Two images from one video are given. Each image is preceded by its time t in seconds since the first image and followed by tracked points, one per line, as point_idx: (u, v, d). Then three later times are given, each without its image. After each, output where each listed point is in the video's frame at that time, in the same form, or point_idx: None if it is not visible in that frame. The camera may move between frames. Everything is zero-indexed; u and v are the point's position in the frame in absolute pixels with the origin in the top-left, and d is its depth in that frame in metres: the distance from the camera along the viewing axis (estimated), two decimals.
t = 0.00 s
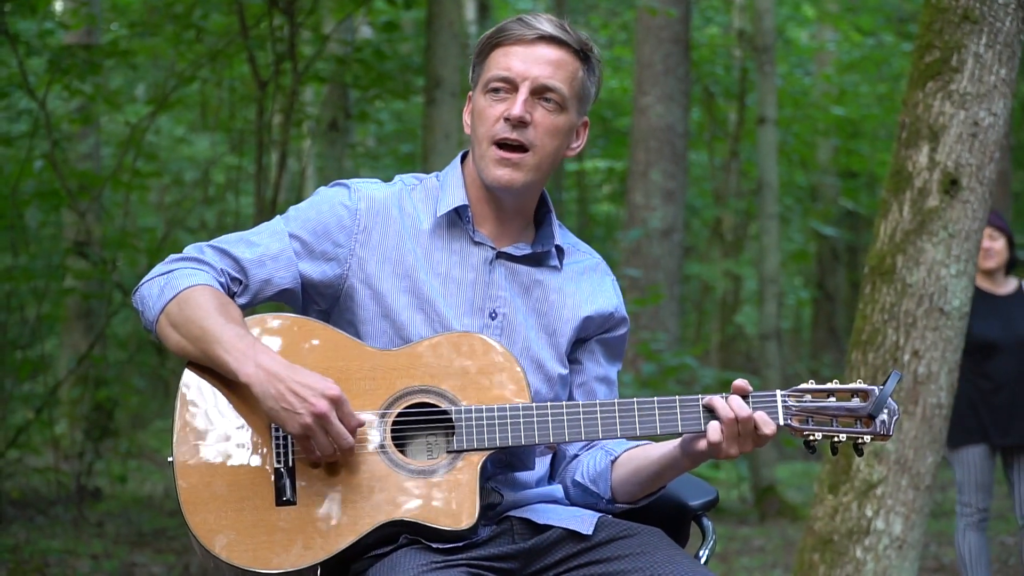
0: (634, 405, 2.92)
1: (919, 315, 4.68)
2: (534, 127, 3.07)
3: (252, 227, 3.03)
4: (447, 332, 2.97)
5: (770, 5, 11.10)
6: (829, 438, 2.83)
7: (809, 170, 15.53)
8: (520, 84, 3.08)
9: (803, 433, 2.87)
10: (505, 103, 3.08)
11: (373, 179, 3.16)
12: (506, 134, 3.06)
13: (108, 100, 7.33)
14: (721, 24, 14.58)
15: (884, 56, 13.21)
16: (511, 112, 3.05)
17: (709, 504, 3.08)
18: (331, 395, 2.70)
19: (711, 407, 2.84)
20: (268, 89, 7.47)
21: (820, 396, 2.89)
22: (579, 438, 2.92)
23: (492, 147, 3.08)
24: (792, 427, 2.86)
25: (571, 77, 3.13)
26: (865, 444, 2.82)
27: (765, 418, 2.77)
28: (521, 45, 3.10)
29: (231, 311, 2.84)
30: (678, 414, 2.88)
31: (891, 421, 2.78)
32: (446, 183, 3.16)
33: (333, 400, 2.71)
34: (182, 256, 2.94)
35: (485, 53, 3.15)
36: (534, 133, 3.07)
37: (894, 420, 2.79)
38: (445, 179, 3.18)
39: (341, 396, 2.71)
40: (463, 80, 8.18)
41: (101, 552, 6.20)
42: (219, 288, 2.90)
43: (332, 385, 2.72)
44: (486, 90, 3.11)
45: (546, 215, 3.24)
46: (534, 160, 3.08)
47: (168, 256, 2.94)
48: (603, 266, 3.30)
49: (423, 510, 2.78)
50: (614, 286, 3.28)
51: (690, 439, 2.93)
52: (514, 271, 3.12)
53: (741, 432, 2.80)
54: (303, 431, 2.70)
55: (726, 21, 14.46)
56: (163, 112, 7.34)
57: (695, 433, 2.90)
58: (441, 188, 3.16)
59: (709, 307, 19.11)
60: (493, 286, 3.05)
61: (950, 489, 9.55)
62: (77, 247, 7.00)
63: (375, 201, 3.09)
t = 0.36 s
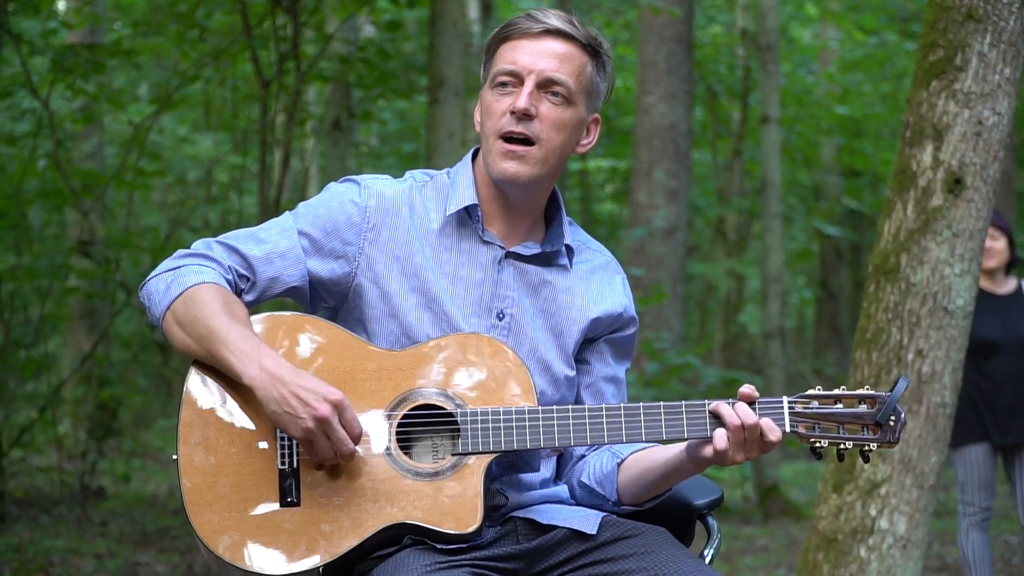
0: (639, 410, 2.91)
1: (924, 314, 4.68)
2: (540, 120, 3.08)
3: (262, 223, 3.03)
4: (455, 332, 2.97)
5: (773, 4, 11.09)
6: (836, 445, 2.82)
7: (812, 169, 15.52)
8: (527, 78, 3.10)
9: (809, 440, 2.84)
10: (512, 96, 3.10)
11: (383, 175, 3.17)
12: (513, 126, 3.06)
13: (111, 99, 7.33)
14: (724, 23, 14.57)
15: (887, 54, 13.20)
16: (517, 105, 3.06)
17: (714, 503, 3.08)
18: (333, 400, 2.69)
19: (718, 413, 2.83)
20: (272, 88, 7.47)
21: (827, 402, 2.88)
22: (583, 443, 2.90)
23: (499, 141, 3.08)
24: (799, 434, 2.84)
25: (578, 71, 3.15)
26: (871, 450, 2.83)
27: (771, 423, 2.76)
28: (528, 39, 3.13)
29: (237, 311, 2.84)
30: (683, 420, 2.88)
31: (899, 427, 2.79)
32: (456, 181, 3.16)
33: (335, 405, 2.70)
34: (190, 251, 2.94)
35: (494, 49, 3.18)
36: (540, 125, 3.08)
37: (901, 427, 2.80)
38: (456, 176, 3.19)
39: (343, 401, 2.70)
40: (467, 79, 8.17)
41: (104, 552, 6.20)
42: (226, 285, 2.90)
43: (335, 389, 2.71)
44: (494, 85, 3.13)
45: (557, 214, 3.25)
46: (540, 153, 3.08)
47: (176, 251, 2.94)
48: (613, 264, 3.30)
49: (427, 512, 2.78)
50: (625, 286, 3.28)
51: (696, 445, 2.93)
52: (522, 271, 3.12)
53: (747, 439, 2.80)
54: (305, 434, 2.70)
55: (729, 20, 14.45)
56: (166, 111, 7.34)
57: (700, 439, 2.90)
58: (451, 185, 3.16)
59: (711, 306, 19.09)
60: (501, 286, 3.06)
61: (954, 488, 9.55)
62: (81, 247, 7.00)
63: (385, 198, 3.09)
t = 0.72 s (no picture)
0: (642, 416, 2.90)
1: (924, 313, 4.68)
2: (551, 126, 3.06)
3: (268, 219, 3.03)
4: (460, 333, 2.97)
5: (774, 3, 11.09)
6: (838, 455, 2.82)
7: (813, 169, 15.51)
8: (539, 83, 3.07)
9: (812, 450, 2.85)
10: (524, 101, 3.08)
11: (390, 172, 3.17)
12: (523, 131, 3.05)
13: (113, 99, 7.34)
14: (726, 22, 14.57)
15: (888, 53, 13.18)
16: (528, 111, 3.04)
17: (714, 502, 3.07)
18: (337, 399, 2.71)
19: (721, 422, 2.82)
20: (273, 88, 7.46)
21: (830, 412, 2.89)
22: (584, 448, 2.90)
23: (509, 145, 3.07)
24: (802, 443, 2.84)
25: (591, 77, 3.12)
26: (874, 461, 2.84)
27: (773, 434, 2.76)
28: (542, 43, 3.11)
29: (241, 308, 2.84)
30: (686, 428, 2.88)
31: (902, 439, 2.80)
32: (463, 180, 3.16)
33: (339, 404, 2.72)
34: (195, 246, 2.94)
35: (507, 50, 3.16)
36: (550, 131, 3.06)
37: (905, 438, 2.81)
38: (463, 175, 3.19)
39: (347, 400, 2.72)
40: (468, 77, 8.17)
41: (106, 551, 6.20)
42: (230, 281, 2.90)
43: (339, 390, 2.73)
44: (505, 87, 3.11)
45: (564, 214, 3.24)
46: (549, 158, 3.06)
47: (180, 246, 2.94)
48: (621, 264, 3.29)
49: (428, 514, 2.78)
50: (631, 288, 3.27)
51: (700, 451, 2.91)
52: (528, 272, 3.12)
53: (750, 448, 2.79)
54: (308, 435, 2.71)
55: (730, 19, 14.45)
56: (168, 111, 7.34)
57: (703, 446, 2.89)
58: (457, 185, 3.16)
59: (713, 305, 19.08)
60: (505, 288, 3.05)
61: (956, 487, 9.54)
62: (82, 246, 7.00)
63: (392, 196, 3.09)
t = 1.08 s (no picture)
0: (641, 424, 2.92)
1: (922, 313, 4.71)
2: (559, 133, 3.04)
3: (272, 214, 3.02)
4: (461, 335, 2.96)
5: (774, 3, 11.09)
6: (838, 464, 2.82)
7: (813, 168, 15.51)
8: (549, 88, 3.05)
9: (811, 459, 2.86)
10: (534, 106, 3.05)
11: (396, 169, 3.16)
12: (530, 136, 3.03)
13: (112, 98, 7.34)
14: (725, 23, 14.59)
15: (888, 53, 13.15)
16: (538, 116, 3.02)
17: (712, 501, 3.07)
18: (337, 405, 2.70)
19: (721, 430, 2.83)
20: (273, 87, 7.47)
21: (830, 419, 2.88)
22: (585, 453, 2.92)
23: (516, 149, 3.04)
24: (801, 453, 2.85)
25: (601, 84, 3.10)
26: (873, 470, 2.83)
27: (773, 443, 2.78)
28: (555, 48, 3.08)
29: (243, 307, 2.83)
30: (685, 435, 2.90)
31: (901, 449, 2.79)
32: (469, 178, 3.15)
33: (339, 410, 2.71)
34: (197, 240, 2.94)
35: (519, 52, 3.13)
36: (559, 138, 3.04)
37: (904, 447, 2.80)
38: (469, 172, 3.17)
39: (347, 406, 2.71)
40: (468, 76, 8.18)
41: (105, 551, 6.19)
42: (232, 278, 2.90)
43: (339, 395, 2.72)
44: (516, 90, 3.09)
45: (570, 217, 3.22)
46: (556, 165, 3.05)
47: (183, 240, 2.93)
48: (626, 264, 3.27)
49: (426, 517, 2.79)
50: (635, 289, 3.25)
51: (698, 458, 2.94)
52: (531, 274, 3.10)
53: (750, 458, 2.80)
54: (307, 439, 2.71)
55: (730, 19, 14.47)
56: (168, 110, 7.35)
57: (702, 454, 2.91)
58: (463, 183, 3.15)
59: (713, 305, 19.08)
60: (508, 290, 3.04)
61: (956, 486, 9.53)
62: (81, 246, 6.99)
63: (397, 194, 3.08)
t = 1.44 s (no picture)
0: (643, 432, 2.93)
1: (920, 313, 4.72)
2: (569, 140, 3.03)
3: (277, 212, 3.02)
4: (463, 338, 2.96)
5: (772, 3, 11.09)
6: (838, 475, 2.87)
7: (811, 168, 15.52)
8: (562, 95, 3.03)
9: (811, 470, 2.90)
10: (545, 111, 3.03)
11: (403, 169, 3.16)
12: (541, 142, 3.02)
13: (111, 99, 7.34)
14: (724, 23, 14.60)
15: (887, 54, 13.13)
16: (549, 123, 3.00)
17: (709, 502, 3.11)
18: (336, 411, 2.72)
19: (721, 440, 2.84)
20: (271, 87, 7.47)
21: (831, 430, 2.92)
22: (585, 460, 2.93)
23: (526, 154, 3.03)
24: (802, 463, 2.88)
25: (615, 93, 3.08)
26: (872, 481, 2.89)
27: (773, 454, 2.80)
28: (570, 54, 3.06)
29: (245, 306, 2.83)
30: (686, 443, 2.90)
31: (901, 461, 2.85)
32: (476, 180, 3.15)
33: (339, 416, 2.73)
34: (201, 236, 2.94)
35: (533, 56, 3.11)
36: (569, 146, 3.03)
37: (904, 459, 2.86)
38: (476, 174, 3.17)
39: (346, 413, 2.73)
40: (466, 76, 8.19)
41: (103, 551, 6.19)
42: (235, 276, 2.90)
43: (339, 401, 2.74)
44: (528, 94, 3.07)
45: (577, 222, 3.21)
46: (565, 172, 3.03)
47: (186, 236, 2.93)
48: (631, 269, 3.27)
49: (425, 521, 2.79)
50: (640, 295, 3.24)
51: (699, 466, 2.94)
52: (535, 279, 3.10)
53: (750, 469, 2.84)
54: (307, 443, 2.73)
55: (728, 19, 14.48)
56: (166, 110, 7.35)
57: (703, 463, 2.91)
58: (470, 185, 3.15)
59: (711, 305, 19.08)
60: (511, 294, 3.04)
61: (954, 487, 9.53)
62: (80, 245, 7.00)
63: (402, 195, 3.08)
